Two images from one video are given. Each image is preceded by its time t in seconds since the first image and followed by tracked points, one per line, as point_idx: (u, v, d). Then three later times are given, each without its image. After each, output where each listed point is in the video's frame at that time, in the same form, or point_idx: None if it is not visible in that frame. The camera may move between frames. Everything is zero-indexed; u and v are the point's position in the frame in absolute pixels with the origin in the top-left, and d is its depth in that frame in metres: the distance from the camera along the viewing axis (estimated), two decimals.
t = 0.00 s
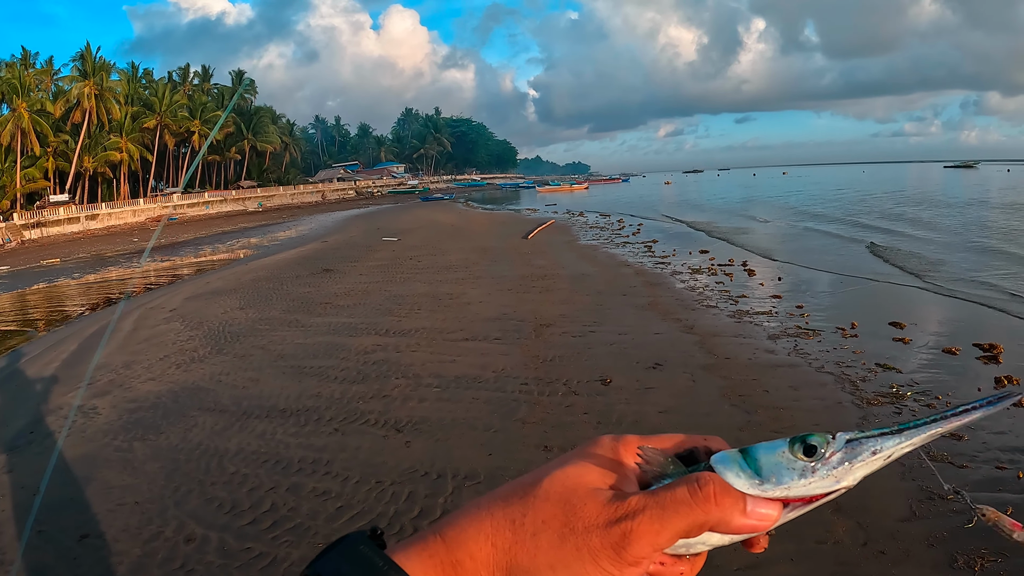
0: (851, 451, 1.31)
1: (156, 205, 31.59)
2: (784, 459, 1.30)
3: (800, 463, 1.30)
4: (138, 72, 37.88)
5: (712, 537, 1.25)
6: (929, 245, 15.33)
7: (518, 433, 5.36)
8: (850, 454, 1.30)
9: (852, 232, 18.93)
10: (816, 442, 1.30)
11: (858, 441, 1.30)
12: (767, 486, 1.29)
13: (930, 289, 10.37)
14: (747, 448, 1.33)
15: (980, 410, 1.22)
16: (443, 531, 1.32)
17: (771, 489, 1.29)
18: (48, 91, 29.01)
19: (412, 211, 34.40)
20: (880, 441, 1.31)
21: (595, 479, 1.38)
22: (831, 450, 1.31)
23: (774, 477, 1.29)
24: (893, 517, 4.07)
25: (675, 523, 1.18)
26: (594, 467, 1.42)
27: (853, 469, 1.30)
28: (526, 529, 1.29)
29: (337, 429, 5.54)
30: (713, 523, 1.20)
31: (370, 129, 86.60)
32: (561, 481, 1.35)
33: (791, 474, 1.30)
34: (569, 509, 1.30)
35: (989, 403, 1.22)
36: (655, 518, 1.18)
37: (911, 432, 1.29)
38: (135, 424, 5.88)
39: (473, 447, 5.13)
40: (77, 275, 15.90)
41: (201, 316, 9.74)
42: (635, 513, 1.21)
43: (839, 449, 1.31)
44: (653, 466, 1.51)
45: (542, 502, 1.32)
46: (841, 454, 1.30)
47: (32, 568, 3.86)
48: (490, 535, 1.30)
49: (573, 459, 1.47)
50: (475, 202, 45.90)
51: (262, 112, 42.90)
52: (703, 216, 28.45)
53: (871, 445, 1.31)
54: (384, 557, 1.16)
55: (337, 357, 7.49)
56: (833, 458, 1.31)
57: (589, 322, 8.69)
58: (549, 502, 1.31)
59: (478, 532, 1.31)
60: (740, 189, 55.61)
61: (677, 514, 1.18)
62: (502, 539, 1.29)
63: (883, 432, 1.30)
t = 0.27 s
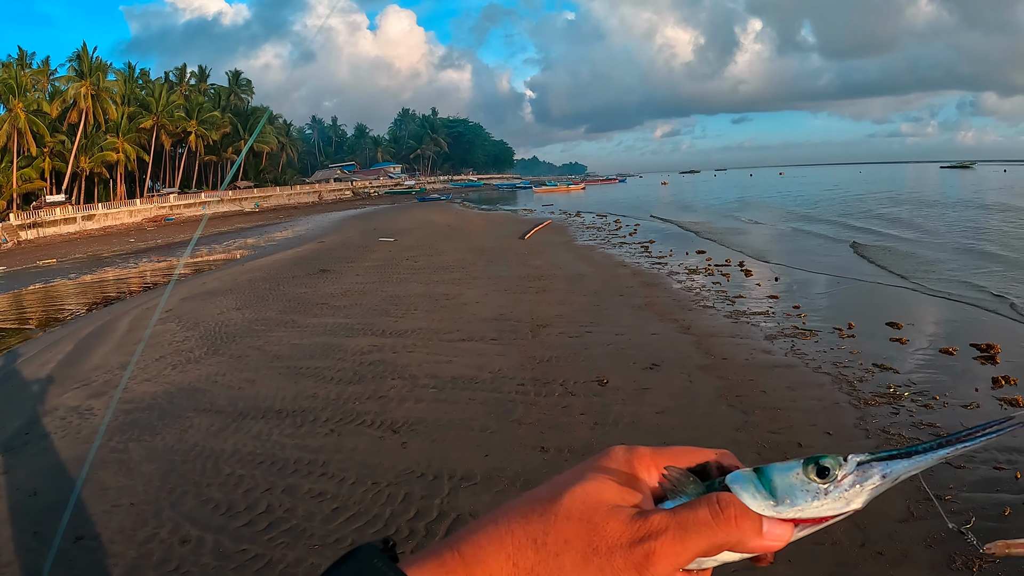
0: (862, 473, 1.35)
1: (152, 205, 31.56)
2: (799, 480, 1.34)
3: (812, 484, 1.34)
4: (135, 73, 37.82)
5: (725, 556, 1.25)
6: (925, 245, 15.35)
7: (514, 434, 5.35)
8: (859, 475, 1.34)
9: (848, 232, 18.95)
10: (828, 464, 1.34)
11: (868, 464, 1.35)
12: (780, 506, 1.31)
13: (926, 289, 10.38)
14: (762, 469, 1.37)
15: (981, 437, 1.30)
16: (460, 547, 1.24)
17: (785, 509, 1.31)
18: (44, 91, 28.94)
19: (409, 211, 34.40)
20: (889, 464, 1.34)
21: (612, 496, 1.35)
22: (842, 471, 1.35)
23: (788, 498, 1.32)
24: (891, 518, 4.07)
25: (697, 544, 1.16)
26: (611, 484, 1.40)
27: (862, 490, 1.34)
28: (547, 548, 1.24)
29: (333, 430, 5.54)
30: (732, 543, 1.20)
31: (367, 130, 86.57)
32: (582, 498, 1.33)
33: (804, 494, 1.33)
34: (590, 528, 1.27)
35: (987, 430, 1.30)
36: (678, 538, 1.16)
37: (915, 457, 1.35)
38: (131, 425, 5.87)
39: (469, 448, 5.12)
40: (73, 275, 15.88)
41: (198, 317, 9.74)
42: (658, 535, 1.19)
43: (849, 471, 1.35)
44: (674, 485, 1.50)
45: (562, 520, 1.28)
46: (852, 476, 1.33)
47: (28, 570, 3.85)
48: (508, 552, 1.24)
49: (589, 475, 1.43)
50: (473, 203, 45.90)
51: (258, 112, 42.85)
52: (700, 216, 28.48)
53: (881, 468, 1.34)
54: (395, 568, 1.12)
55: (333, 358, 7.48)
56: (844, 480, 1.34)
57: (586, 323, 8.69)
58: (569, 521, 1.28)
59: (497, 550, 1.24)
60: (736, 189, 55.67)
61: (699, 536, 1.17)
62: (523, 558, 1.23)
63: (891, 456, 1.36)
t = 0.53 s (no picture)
0: (889, 497, 1.10)
1: (149, 206, 31.56)
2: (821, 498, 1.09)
3: (836, 504, 1.09)
4: (132, 74, 37.78)
5: None
6: (920, 245, 15.42)
7: (511, 435, 5.35)
8: (889, 497, 1.10)
9: (844, 232, 19.02)
10: (856, 484, 1.09)
11: (897, 486, 1.10)
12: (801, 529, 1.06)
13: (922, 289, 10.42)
14: (783, 485, 1.11)
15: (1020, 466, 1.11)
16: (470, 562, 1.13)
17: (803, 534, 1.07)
18: (41, 92, 28.85)
19: (406, 212, 34.47)
20: (918, 488, 1.12)
21: (626, 506, 1.20)
22: (870, 492, 1.10)
23: (810, 520, 1.07)
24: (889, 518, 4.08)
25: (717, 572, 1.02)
26: (627, 491, 1.23)
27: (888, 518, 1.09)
28: (558, 564, 1.12)
29: (330, 431, 5.53)
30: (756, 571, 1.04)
31: (364, 130, 86.58)
32: (596, 509, 1.18)
33: (824, 517, 1.08)
34: (603, 547, 1.13)
35: None
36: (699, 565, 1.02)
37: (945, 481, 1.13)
38: (127, 426, 5.87)
39: (466, 449, 5.11)
40: (71, 276, 15.89)
41: (195, 317, 9.74)
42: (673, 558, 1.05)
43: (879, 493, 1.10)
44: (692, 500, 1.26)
45: (573, 534, 1.15)
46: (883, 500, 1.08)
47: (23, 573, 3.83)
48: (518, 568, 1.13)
49: (605, 481, 1.27)
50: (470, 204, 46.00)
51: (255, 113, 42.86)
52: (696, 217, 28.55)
53: (909, 492, 1.11)
54: None
55: (330, 358, 7.48)
56: (870, 504, 1.09)
57: (583, 323, 8.69)
58: (580, 536, 1.15)
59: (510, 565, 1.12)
60: (731, 189, 55.90)
61: (720, 563, 1.01)
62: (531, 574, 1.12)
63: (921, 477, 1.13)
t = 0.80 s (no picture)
0: (890, 456, 1.22)
1: (146, 207, 31.49)
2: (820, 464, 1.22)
3: (835, 466, 1.23)
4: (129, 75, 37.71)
5: (747, 547, 1.20)
6: (917, 245, 15.43)
7: (509, 435, 5.35)
8: (888, 456, 1.22)
9: (842, 233, 19.03)
10: (854, 446, 1.22)
11: (896, 445, 1.22)
12: (802, 493, 1.20)
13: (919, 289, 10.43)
14: (781, 456, 1.25)
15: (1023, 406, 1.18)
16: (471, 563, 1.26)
17: (806, 495, 1.20)
18: (37, 93, 28.77)
19: (403, 212, 34.44)
20: (920, 443, 1.24)
21: (618, 494, 1.33)
22: (869, 452, 1.23)
23: (809, 483, 1.21)
24: (887, 518, 4.08)
25: (705, 540, 1.13)
26: (617, 481, 1.37)
27: (892, 473, 1.22)
28: (551, 554, 1.24)
29: (328, 432, 5.53)
30: (746, 536, 1.15)
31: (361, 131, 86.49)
32: (584, 502, 1.30)
33: (827, 478, 1.22)
34: (595, 527, 1.25)
35: None
36: (686, 534, 1.13)
37: (952, 432, 1.22)
38: (124, 427, 5.86)
39: (464, 450, 5.12)
40: (67, 277, 15.85)
41: (192, 318, 9.73)
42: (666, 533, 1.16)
43: (878, 453, 1.23)
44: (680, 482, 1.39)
45: (565, 526, 1.27)
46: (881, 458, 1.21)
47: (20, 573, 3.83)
48: (514, 563, 1.25)
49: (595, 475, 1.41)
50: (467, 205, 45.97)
51: (252, 114, 42.80)
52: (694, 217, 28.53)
53: (912, 446, 1.23)
54: None
55: (327, 359, 7.48)
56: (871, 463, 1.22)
57: (580, 324, 8.69)
58: (573, 527, 1.26)
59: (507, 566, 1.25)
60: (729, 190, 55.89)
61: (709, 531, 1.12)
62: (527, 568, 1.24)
63: (923, 433, 1.24)
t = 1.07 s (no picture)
0: (841, 409, 1.30)
1: (143, 208, 31.46)
2: (781, 432, 1.30)
3: (795, 431, 1.31)
4: (126, 76, 37.66)
5: (731, 518, 1.21)
6: (914, 245, 15.45)
7: (506, 436, 5.35)
8: (844, 411, 1.29)
9: (839, 233, 19.05)
10: (805, 412, 1.33)
11: (843, 400, 1.31)
12: (772, 457, 1.25)
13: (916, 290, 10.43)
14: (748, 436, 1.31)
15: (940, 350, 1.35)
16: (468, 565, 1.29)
17: (773, 457, 1.25)
18: (35, 94, 28.72)
19: (400, 213, 34.46)
20: (868, 393, 1.34)
21: (606, 491, 1.37)
22: (824, 412, 1.31)
23: (777, 448, 1.27)
24: (883, 518, 4.08)
25: (684, 506, 1.15)
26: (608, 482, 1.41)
27: (847, 422, 1.29)
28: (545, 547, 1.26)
29: (324, 433, 5.52)
30: (724, 498, 1.17)
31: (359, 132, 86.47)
32: (572, 500, 1.34)
33: (787, 439, 1.29)
34: (585, 518, 1.28)
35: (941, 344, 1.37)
36: (665, 503, 1.15)
37: (889, 382, 1.35)
38: (121, 429, 5.85)
39: (461, 451, 5.12)
40: (64, 279, 15.83)
41: (189, 320, 9.72)
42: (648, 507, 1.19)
43: (832, 411, 1.30)
44: (654, 467, 1.38)
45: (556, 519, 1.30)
46: (831, 412, 1.29)
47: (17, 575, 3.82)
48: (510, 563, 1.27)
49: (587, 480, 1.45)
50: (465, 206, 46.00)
51: (250, 115, 42.79)
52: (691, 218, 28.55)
53: (860, 397, 1.32)
54: None
55: (324, 360, 7.47)
56: (825, 418, 1.30)
57: (577, 324, 8.69)
58: (564, 520, 1.29)
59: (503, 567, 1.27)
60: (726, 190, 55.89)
61: (684, 496, 1.15)
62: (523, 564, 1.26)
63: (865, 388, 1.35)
